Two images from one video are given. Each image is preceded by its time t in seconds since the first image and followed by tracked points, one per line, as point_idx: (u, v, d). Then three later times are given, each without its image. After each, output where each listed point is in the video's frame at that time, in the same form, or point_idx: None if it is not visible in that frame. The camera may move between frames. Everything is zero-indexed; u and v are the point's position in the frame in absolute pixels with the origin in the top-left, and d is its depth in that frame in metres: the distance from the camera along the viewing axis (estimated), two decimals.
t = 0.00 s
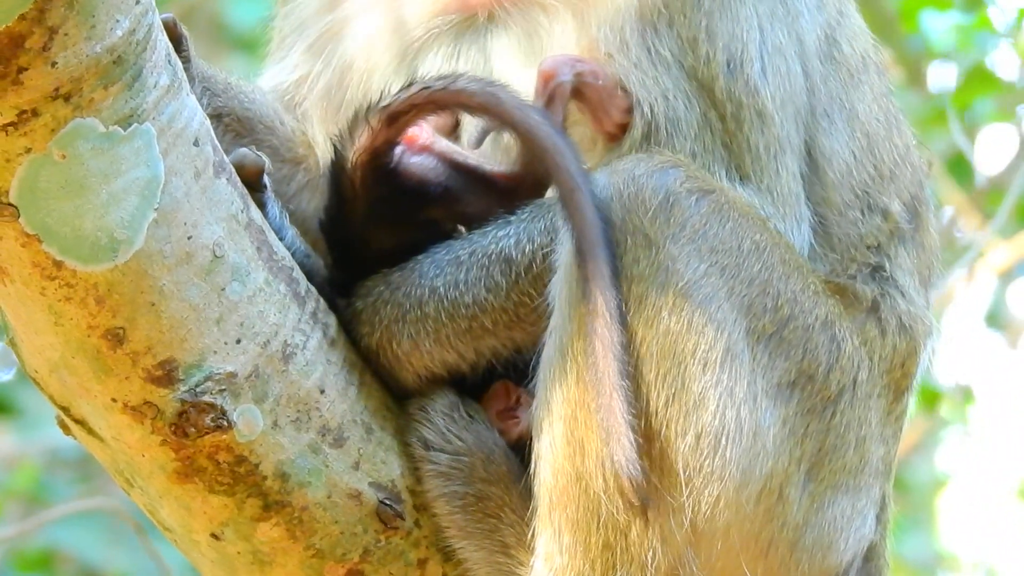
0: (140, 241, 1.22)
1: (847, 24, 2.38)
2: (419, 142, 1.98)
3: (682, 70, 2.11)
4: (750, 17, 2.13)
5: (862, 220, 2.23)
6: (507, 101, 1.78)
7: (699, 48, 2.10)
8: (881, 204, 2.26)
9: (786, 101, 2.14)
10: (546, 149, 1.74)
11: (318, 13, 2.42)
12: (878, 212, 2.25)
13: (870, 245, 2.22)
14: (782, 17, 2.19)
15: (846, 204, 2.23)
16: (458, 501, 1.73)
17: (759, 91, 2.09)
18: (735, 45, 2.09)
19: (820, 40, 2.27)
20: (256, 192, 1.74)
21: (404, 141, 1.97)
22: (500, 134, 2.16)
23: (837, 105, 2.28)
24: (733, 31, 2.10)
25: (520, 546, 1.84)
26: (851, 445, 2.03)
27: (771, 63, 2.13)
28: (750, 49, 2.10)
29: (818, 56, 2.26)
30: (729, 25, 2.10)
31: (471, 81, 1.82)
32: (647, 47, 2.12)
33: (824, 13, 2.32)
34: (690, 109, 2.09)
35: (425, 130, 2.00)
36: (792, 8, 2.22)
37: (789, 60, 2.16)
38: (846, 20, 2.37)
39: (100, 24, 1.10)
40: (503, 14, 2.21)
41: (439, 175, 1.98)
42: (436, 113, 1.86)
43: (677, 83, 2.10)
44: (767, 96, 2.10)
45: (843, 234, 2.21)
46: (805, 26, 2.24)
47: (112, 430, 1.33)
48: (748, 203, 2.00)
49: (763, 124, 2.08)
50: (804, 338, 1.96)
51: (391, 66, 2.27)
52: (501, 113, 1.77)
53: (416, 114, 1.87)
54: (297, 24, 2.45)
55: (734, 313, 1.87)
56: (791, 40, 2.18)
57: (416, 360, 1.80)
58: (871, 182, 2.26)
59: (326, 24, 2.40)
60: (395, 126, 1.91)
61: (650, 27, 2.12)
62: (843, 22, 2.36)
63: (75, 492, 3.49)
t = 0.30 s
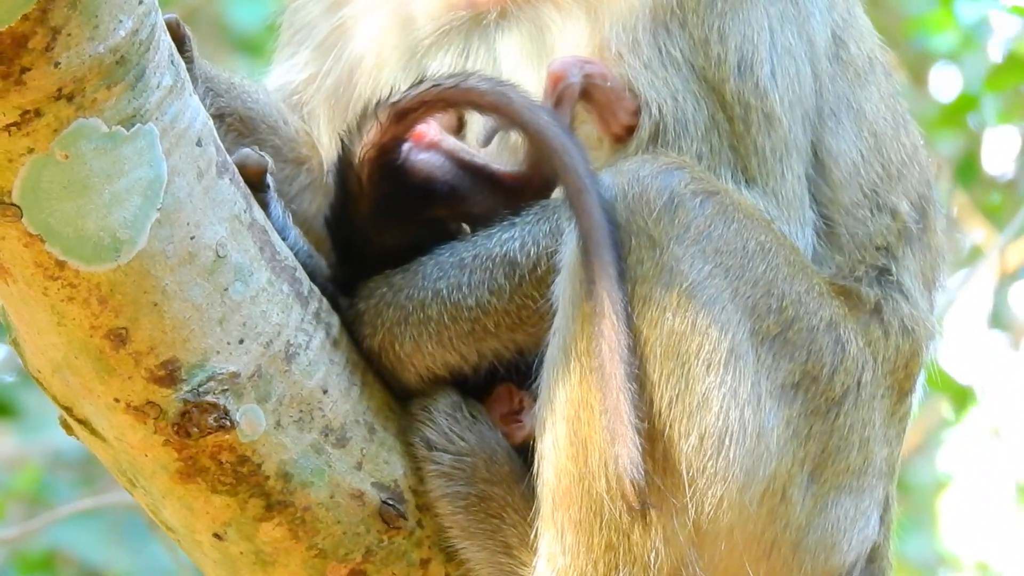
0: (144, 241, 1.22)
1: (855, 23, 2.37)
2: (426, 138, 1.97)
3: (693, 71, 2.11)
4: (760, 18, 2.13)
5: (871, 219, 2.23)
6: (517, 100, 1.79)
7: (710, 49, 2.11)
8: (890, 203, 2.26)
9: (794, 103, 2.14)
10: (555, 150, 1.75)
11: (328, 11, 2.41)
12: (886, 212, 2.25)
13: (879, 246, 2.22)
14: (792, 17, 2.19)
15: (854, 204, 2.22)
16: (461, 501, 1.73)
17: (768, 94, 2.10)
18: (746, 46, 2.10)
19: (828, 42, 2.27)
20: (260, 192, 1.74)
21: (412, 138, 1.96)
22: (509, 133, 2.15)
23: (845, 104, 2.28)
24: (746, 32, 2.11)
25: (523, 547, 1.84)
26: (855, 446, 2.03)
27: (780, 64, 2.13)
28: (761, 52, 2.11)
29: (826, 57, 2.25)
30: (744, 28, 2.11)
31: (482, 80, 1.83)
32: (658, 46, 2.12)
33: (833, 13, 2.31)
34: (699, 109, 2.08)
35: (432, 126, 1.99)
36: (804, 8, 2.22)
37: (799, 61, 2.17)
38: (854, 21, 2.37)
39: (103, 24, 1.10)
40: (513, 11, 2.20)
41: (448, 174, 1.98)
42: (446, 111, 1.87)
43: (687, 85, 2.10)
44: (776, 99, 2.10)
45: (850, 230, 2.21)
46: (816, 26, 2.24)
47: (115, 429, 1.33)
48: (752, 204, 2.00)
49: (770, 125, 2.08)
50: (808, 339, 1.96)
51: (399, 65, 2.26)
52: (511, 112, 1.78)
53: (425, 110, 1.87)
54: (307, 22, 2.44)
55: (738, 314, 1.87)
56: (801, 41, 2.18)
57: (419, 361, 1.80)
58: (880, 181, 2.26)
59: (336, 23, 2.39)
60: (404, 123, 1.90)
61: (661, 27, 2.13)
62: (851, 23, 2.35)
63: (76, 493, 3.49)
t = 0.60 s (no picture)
0: (145, 242, 1.22)
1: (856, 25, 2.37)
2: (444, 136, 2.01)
3: (692, 71, 2.11)
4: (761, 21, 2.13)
5: (869, 220, 2.22)
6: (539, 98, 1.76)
7: (708, 49, 2.11)
8: (889, 203, 2.25)
9: (793, 103, 2.14)
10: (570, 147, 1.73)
11: (327, 13, 2.40)
12: (886, 212, 2.24)
13: (877, 249, 2.20)
14: (792, 18, 2.19)
15: (853, 203, 2.22)
16: (461, 503, 1.73)
17: (766, 94, 2.09)
18: (745, 46, 2.10)
19: (827, 42, 2.27)
20: (261, 193, 1.74)
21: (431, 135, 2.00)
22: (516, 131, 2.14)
23: (846, 103, 2.27)
24: (744, 32, 2.11)
25: (522, 549, 1.84)
26: (855, 449, 2.03)
27: (779, 64, 2.13)
28: (761, 52, 2.11)
29: (825, 56, 2.26)
30: (740, 28, 2.11)
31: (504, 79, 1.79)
32: (657, 48, 2.12)
33: (833, 14, 2.31)
34: (698, 109, 2.08)
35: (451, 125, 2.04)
36: (802, 8, 2.22)
37: (798, 60, 2.17)
38: (855, 22, 2.37)
39: (105, 24, 1.10)
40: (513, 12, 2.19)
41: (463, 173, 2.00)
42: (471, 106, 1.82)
43: (685, 86, 2.10)
44: (774, 99, 2.10)
45: (848, 232, 2.21)
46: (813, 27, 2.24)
47: (115, 430, 1.33)
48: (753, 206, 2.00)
49: (770, 126, 2.08)
50: (807, 341, 1.95)
51: (403, 64, 2.25)
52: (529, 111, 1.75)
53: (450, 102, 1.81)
54: (307, 24, 2.44)
55: (738, 317, 1.87)
56: (800, 41, 2.19)
57: (421, 364, 1.80)
58: (880, 180, 2.26)
59: (336, 24, 2.38)
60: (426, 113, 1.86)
61: (660, 29, 2.13)
62: (851, 23, 2.35)
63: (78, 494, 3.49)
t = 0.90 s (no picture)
0: (144, 247, 1.22)
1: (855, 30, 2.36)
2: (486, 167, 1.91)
3: (689, 76, 2.11)
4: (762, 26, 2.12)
5: (864, 224, 2.18)
6: (553, 109, 1.76)
7: (704, 54, 2.10)
8: (887, 208, 2.22)
9: (793, 106, 2.12)
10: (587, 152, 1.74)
11: (328, 15, 2.39)
12: (885, 216, 2.21)
13: (874, 254, 2.17)
14: (790, 22, 2.18)
15: (849, 209, 2.19)
16: (461, 508, 1.74)
17: (765, 97, 2.08)
18: (742, 51, 2.08)
19: (826, 44, 2.25)
20: (261, 198, 1.75)
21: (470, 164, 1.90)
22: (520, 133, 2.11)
23: (845, 107, 2.25)
24: (741, 36, 2.09)
25: (521, 554, 1.84)
26: (853, 454, 2.03)
27: (778, 67, 2.11)
28: (757, 56, 2.09)
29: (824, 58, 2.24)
30: (737, 30, 2.09)
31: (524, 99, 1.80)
32: (655, 52, 2.13)
33: (832, 18, 2.30)
34: (699, 113, 2.08)
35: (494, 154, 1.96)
36: (802, 12, 2.21)
37: (796, 63, 2.15)
38: (854, 26, 2.36)
39: (105, 29, 1.10)
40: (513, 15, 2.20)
41: (496, 204, 1.95)
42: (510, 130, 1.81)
43: (687, 88, 2.10)
44: (773, 103, 2.09)
45: (845, 236, 2.17)
46: (813, 30, 2.23)
47: (114, 434, 1.33)
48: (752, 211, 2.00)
49: (769, 129, 2.07)
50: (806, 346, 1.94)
51: (407, 72, 2.26)
52: (546, 125, 1.75)
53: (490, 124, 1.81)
54: (306, 28, 2.44)
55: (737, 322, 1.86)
56: (799, 45, 2.17)
57: (423, 371, 1.81)
58: (878, 185, 2.23)
59: (337, 28, 2.37)
60: (468, 130, 1.85)
61: (658, 33, 2.13)
62: (851, 27, 2.35)
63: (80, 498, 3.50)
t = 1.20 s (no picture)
0: (144, 250, 1.22)
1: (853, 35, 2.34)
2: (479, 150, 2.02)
3: (681, 84, 2.10)
4: (757, 32, 2.11)
5: (863, 229, 2.14)
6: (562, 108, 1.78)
7: (698, 61, 2.09)
8: (884, 214, 2.20)
9: (789, 112, 2.11)
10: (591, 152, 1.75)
11: (321, 22, 2.39)
12: (881, 222, 2.19)
13: (872, 259, 2.13)
14: (783, 28, 2.16)
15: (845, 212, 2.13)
16: (459, 512, 1.74)
17: (760, 103, 2.08)
18: (736, 58, 2.08)
19: (820, 50, 2.23)
20: (259, 201, 1.74)
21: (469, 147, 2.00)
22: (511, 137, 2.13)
23: (841, 111, 2.22)
24: (734, 43, 2.09)
25: (520, 558, 1.85)
26: (851, 459, 2.03)
27: (772, 73, 2.11)
28: (751, 62, 2.09)
29: (818, 66, 2.21)
30: (731, 36, 2.09)
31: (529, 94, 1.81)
32: (649, 61, 2.11)
33: (829, 25, 2.28)
34: (688, 124, 2.08)
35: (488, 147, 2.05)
36: (794, 19, 2.19)
37: (790, 69, 2.14)
38: (851, 31, 2.34)
39: (105, 32, 1.10)
40: (508, 23, 2.20)
41: (495, 187, 2.01)
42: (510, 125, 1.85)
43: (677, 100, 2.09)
44: (768, 109, 2.09)
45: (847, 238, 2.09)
46: (806, 36, 2.20)
47: (114, 437, 1.33)
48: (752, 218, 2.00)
49: (764, 135, 2.07)
50: (804, 350, 1.94)
51: (407, 82, 2.27)
52: (552, 123, 1.77)
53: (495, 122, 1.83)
54: (302, 33, 2.42)
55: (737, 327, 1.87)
56: (792, 52, 2.16)
57: (424, 376, 1.81)
58: (875, 191, 2.20)
59: (330, 36, 2.38)
60: (473, 130, 1.87)
61: (651, 41, 2.12)
62: (846, 33, 2.33)
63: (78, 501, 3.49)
